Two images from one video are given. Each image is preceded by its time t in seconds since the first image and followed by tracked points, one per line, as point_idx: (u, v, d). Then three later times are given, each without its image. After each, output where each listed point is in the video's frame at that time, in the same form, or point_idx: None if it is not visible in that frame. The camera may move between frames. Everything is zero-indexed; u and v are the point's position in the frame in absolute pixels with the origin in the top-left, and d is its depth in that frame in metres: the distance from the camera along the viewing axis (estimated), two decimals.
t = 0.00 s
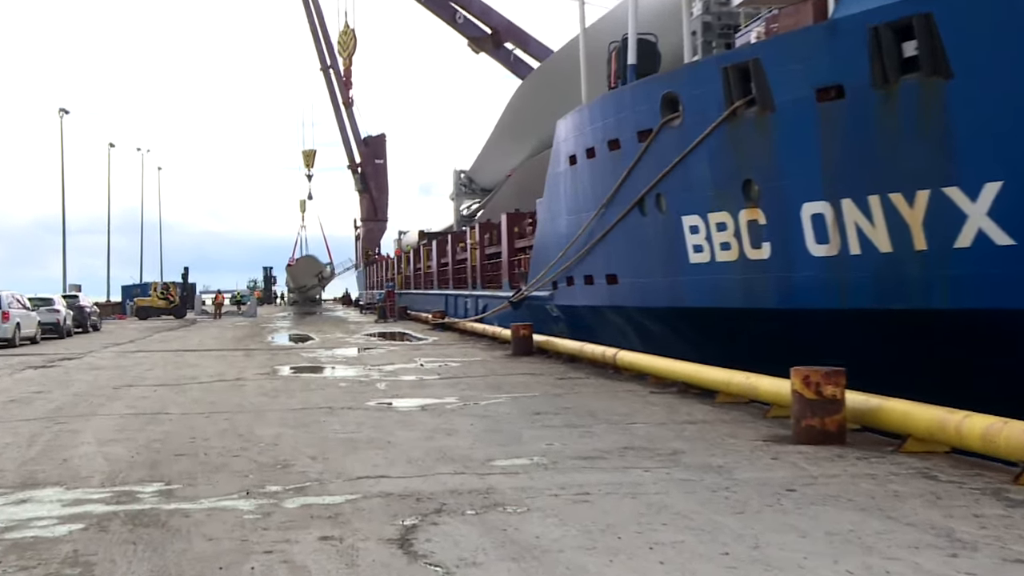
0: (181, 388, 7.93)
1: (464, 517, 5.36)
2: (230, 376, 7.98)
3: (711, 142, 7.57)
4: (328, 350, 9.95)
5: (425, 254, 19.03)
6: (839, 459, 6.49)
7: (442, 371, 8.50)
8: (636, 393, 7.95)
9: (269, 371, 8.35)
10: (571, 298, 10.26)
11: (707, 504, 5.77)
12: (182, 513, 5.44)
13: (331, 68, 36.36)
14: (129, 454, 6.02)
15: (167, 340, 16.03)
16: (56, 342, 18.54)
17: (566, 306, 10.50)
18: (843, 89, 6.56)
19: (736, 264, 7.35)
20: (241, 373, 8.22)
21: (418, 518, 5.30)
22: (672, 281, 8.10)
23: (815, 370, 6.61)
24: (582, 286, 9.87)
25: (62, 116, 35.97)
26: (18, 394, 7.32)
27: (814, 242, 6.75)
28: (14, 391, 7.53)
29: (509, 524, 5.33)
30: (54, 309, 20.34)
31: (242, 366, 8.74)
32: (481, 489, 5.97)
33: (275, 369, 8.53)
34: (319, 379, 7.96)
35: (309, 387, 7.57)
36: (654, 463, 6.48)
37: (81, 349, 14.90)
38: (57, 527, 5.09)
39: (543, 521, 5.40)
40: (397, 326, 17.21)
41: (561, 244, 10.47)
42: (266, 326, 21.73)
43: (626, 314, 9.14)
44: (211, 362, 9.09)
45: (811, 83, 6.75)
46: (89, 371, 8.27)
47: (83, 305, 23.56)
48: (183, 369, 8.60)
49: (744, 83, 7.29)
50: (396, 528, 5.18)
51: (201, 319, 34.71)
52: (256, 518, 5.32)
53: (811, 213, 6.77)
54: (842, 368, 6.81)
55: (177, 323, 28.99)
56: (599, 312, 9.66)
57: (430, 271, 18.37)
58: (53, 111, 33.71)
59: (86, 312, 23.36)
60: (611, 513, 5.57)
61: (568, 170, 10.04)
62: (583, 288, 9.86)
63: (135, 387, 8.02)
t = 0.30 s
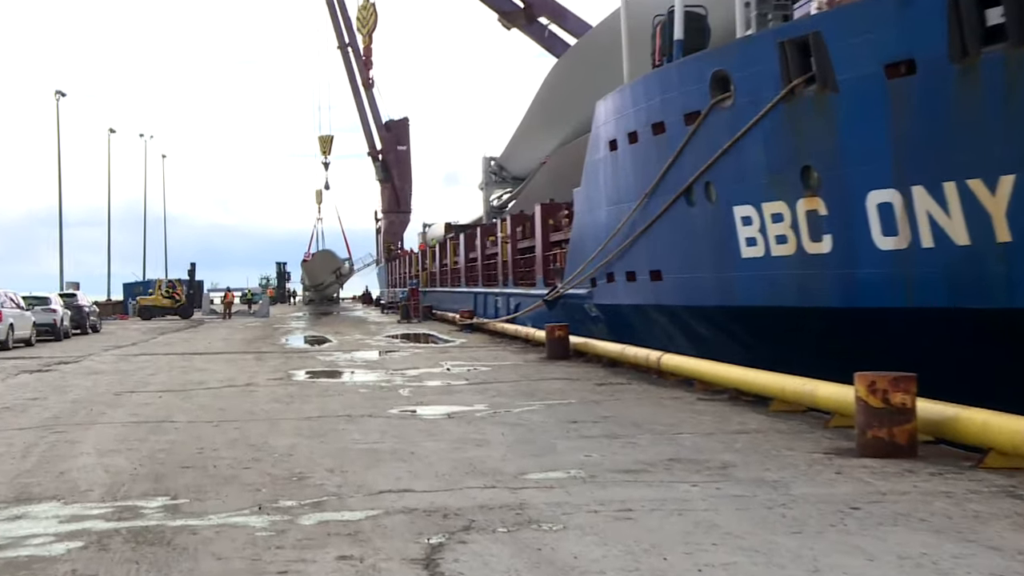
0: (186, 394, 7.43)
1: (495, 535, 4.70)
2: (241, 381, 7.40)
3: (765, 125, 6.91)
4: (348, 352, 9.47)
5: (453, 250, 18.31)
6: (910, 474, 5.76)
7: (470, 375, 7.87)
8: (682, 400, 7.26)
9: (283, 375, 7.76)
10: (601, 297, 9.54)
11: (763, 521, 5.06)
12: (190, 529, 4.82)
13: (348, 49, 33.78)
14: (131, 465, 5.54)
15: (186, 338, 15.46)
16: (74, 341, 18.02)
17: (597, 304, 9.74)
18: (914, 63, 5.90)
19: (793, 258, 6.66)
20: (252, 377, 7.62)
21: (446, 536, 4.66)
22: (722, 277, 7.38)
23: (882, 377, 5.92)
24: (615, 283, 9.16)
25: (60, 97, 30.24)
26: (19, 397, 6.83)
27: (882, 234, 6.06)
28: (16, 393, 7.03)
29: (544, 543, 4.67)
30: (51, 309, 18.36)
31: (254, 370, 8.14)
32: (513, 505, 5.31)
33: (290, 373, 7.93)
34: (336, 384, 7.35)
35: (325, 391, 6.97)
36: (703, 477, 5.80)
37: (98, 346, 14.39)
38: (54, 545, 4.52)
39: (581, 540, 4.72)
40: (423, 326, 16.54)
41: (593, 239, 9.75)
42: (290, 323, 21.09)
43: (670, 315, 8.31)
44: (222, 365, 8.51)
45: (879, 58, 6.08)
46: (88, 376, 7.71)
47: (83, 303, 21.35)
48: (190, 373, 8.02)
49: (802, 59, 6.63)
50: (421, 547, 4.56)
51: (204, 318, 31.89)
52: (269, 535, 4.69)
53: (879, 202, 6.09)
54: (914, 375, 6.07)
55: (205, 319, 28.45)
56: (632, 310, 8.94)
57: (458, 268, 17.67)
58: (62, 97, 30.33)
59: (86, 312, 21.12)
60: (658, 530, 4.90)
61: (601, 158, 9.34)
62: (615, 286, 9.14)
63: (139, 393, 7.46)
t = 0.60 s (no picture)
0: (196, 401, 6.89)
1: (532, 557, 4.07)
2: (254, 387, 6.84)
3: (829, 105, 6.28)
4: (371, 356, 9.00)
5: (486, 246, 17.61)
6: (996, 492, 5.04)
7: (502, 381, 7.26)
8: (735, 408, 6.60)
9: (300, 380, 7.18)
10: (642, 294, 8.92)
11: (828, 542, 4.39)
12: (199, 548, 4.25)
13: (375, 24, 32.40)
14: (135, 479, 5.05)
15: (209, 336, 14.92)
16: (94, 338, 17.47)
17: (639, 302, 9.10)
18: (1002, 33, 5.24)
19: (860, 253, 6.02)
20: (266, 382, 7.06)
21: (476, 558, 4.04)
22: (780, 273, 6.76)
23: (963, 385, 5.22)
24: (659, 280, 8.53)
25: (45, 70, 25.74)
26: (17, 402, 6.33)
27: (964, 225, 5.42)
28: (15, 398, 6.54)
29: (584, 566, 4.04)
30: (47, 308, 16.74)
31: (269, 375, 7.56)
32: (550, 524, 4.68)
33: (308, 378, 7.35)
34: (357, 390, 6.76)
35: (346, 398, 6.40)
36: (760, 494, 5.14)
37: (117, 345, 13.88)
38: (51, 566, 3.96)
39: (627, 563, 4.07)
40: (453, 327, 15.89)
41: (634, 231, 9.09)
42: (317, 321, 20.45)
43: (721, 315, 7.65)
44: (236, 370, 7.94)
45: (962, 28, 5.44)
46: (92, 381, 7.18)
47: (80, 303, 19.41)
48: (201, 377, 7.46)
49: (872, 31, 5.99)
50: (450, 570, 3.96)
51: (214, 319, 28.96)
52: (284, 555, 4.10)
53: (960, 190, 5.46)
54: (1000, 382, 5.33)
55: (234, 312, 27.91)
56: (676, 309, 8.31)
57: (491, 264, 16.97)
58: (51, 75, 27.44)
59: (84, 312, 19.23)
60: (713, 550, 4.25)
61: (644, 145, 8.70)
62: (659, 282, 8.51)
63: (144, 400, 6.91)
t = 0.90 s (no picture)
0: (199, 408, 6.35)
1: None
2: (259, 394, 6.30)
3: (893, 83, 5.71)
4: (387, 361, 8.47)
5: (512, 241, 16.92)
6: None
7: (530, 387, 6.68)
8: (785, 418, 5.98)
9: (310, 387, 6.64)
10: (684, 293, 8.27)
11: (898, 566, 3.76)
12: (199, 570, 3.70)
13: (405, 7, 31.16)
14: (129, 494, 4.59)
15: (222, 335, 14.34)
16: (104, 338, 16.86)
17: (680, 301, 8.42)
18: None
19: (929, 247, 5.43)
20: (273, 389, 6.53)
21: None
22: (838, 269, 6.18)
23: None
24: (703, 277, 7.90)
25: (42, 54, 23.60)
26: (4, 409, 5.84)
27: None
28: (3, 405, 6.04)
29: None
30: (35, 308, 15.21)
31: (276, 380, 7.01)
32: (584, 545, 4.10)
33: (319, 384, 6.80)
34: (371, 397, 6.21)
35: (359, 408, 5.85)
36: (816, 513, 4.52)
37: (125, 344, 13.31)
38: None
39: None
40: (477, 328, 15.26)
41: (675, 225, 8.45)
42: (337, 318, 19.83)
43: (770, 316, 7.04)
44: (242, 375, 7.40)
45: None
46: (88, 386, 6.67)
47: (70, 302, 17.74)
48: (203, 383, 6.93)
49: None
50: None
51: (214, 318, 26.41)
52: None
53: None
54: None
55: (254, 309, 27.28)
56: (720, 309, 7.67)
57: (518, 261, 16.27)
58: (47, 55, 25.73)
59: (71, 312, 17.45)
60: None
61: (687, 132, 8.08)
62: (702, 280, 7.88)
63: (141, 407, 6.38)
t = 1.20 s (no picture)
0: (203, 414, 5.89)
1: None
2: (265, 402, 5.81)
3: (973, 57, 5.20)
4: (406, 366, 7.96)
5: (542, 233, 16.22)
6: None
7: (563, 396, 6.15)
8: (843, 427, 5.41)
9: (322, 395, 6.14)
10: (734, 292, 7.60)
11: None
12: None
13: None
14: (125, 512, 4.04)
15: (237, 335, 13.84)
16: (115, 337, 16.36)
17: (729, 299, 7.71)
18: None
19: (1010, 239, 4.95)
20: (281, 397, 6.03)
21: None
22: (907, 263, 5.64)
23: None
24: (754, 274, 7.26)
25: (29, 29, 22.15)
26: None
27: None
28: None
29: None
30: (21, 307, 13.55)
31: (285, 387, 6.50)
32: (624, 570, 3.56)
33: (331, 392, 6.29)
34: (388, 406, 5.71)
35: (374, 418, 5.35)
36: (882, 535, 3.94)
37: (136, 344, 12.83)
38: None
39: None
40: (503, 328, 14.68)
41: (723, 218, 7.78)
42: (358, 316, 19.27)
43: (828, 315, 6.45)
44: (250, 382, 6.90)
45: None
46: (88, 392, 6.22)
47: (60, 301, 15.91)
48: (205, 390, 6.43)
49: None
50: None
51: (216, 319, 23.75)
52: None
53: None
54: None
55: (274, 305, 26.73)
56: (774, 309, 7.02)
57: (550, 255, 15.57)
58: (29, 24, 22.17)
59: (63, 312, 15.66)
60: None
61: (737, 117, 7.44)
62: (755, 277, 7.24)
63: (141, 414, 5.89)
